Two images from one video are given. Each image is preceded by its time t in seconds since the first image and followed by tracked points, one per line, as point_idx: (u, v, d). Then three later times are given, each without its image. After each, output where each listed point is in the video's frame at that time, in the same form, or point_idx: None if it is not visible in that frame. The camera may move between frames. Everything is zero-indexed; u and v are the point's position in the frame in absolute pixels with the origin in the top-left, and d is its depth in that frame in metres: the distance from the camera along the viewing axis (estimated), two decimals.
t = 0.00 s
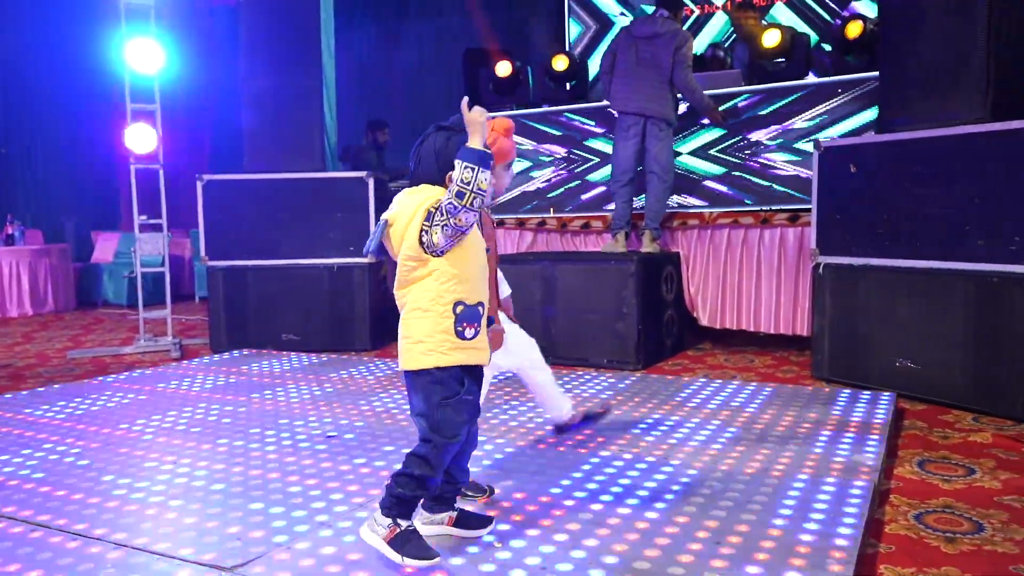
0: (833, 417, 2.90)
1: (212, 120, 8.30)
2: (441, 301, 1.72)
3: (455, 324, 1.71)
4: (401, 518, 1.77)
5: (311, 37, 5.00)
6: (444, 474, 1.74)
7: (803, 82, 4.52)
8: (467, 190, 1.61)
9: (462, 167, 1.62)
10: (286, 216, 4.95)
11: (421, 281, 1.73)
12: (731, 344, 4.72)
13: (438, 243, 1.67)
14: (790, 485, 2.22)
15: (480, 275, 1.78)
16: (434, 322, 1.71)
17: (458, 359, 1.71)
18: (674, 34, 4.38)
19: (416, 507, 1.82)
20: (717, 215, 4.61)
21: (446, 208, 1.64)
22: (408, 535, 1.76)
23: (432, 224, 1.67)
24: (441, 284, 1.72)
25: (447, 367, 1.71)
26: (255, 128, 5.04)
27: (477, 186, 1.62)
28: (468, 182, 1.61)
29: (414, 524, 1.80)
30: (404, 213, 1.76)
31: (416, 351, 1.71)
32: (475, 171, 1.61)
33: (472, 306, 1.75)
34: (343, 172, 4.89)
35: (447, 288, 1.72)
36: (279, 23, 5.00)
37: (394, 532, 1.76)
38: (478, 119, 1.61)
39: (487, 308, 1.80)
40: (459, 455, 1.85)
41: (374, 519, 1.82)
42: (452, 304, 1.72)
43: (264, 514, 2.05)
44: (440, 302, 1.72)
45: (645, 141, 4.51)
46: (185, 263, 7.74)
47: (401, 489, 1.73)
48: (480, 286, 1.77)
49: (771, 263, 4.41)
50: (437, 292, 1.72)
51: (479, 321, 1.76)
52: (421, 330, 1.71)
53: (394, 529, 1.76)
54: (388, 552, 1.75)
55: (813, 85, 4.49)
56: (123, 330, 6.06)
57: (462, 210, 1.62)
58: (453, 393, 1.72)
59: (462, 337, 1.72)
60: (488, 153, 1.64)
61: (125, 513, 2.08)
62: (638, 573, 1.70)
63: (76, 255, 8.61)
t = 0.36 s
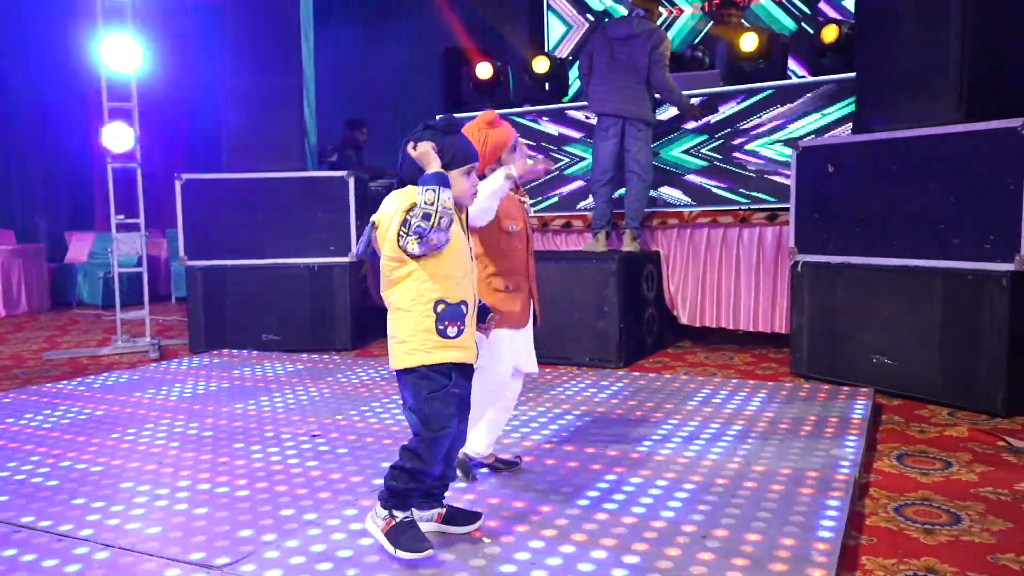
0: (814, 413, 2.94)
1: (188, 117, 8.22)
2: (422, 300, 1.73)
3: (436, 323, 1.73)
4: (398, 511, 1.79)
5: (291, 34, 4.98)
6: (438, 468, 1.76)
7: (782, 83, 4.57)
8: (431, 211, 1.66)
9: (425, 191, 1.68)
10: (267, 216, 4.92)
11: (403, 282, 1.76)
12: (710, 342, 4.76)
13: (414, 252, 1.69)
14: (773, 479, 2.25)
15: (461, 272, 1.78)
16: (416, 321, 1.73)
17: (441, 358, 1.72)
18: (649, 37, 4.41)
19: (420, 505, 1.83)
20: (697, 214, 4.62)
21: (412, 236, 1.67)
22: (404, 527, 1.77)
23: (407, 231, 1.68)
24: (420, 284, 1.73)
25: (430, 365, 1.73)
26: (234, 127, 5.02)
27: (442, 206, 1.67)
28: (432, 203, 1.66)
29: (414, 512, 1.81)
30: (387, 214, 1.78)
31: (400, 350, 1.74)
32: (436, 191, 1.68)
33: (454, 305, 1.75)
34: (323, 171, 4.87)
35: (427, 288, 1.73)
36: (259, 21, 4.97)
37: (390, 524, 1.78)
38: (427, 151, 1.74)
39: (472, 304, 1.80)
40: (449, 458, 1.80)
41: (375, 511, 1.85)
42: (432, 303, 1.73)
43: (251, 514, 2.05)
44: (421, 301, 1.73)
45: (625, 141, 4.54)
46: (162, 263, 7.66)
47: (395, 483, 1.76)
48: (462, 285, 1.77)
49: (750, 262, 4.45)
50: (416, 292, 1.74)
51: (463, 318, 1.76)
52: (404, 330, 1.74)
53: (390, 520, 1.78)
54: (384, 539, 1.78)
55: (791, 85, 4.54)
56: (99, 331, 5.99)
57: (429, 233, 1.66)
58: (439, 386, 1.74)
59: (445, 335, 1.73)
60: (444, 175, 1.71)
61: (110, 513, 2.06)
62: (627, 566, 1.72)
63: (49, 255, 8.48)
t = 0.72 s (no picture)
0: (797, 409, 2.97)
1: (165, 114, 8.12)
2: (406, 315, 1.70)
3: (423, 336, 1.69)
4: (404, 531, 1.68)
5: (272, 32, 4.95)
6: (439, 483, 1.69)
7: (763, 83, 4.61)
8: (415, 255, 1.57)
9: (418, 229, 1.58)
10: (248, 215, 4.89)
11: (387, 296, 1.72)
12: (691, 341, 4.80)
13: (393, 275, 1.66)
14: (759, 474, 2.28)
15: (450, 284, 1.73)
16: (403, 335, 1.69)
17: (430, 371, 1.68)
18: (628, 38, 4.41)
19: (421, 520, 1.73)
20: (678, 212, 4.65)
21: (395, 265, 1.62)
22: (413, 550, 1.65)
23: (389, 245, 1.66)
24: (404, 298, 1.70)
25: (420, 379, 1.68)
26: (214, 125, 4.98)
27: (428, 253, 1.57)
28: (419, 247, 1.57)
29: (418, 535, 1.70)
30: (375, 221, 1.75)
31: (390, 365, 1.71)
32: (429, 238, 1.56)
33: (443, 315, 1.71)
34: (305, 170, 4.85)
35: (410, 302, 1.70)
36: (239, 18, 4.94)
37: (399, 547, 1.67)
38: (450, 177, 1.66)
39: (462, 315, 1.75)
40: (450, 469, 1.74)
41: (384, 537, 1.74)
42: (418, 316, 1.69)
43: (240, 513, 2.04)
44: (407, 315, 1.70)
45: (606, 141, 4.55)
46: (139, 263, 7.59)
47: (397, 503, 1.68)
48: (449, 297, 1.73)
49: (731, 260, 4.49)
50: (401, 306, 1.70)
51: (453, 330, 1.72)
52: (392, 344, 1.71)
53: (399, 543, 1.68)
54: (394, 565, 1.66)
55: (772, 86, 4.59)
56: (77, 331, 5.92)
57: (407, 271, 1.60)
58: (434, 395, 1.69)
59: (434, 348, 1.69)
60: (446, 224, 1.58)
61: (97, 513, 2.04)
62: (618, 562, 1.73)
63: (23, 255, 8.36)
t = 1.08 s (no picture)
0: (791, 407, 3.00)
1: (154, 115, 8.07)
2: (412, 321, 1.67)
3: (430, 344, 1.66)
4: (411, 541, 1.67)
5: (262, 32, 4.94)
6: (441, 499, 1.68)
7: (755, 83, 4.63)
8: (416, 235, 1.56)
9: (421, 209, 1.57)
10: (240, 215, 4.87)
11: (390, 301, 1.69)
12: (684, 340, 4.81)
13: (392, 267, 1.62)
14: (754, 471, 2.29)
15: (453, 288, 1.71)
16: (409, 344, 1.66)
17: (438, 380, 1.65)
18: (621, 38, 4.44)
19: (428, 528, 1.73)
20: (670, 212, 4.66)
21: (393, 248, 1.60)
22: (421, 555, 1.66)
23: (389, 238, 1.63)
24: (408, 303, 1.67)
25: (427, 390, 1.66)
26: (205, 125, 4.97)
27: (430, 232, 1.57)
28: (420, 227, 1.56)
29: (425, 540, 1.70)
30: (375, 212, 1.73)
31: (394, 374, 1.68)
32: (432, 215, 1.56)
33: (449, 322, 1.69)
34: (297, 170, 4.84)
35: (415, 308, 1.67)
36: (229, 18, 4.92)
37: (404, 556, 1.67)
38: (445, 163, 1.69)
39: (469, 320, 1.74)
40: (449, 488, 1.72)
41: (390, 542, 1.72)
42: (424, 322, 1.67)
43: (239, 513, 2.04)
44: (411, 322, 1.67)
45: (599, 141, 4.56)
46: (128, 263, 7.55)
47: (401, 521, 1.67)
48: (454, 301, 1.71)
49: (722, 260, 4.50)
50: (406, 311, 1.67)
51: (459, 335, 1.70)
52: (398, 352, 1.67)
53: (406, 549, 1.67)
54: (400, 570, 1.66)
55: (764, 86, 4.61)
56: (66, 332, 5.89)
57: (408, 255, 1.58)
58: (435, 417, 1.67)
59: (441, 356, 1.67)
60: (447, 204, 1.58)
61: (95, 514, 2.04)
62: (618, 558, 1.74)
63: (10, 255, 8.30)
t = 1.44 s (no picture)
0: (791, 407, 3.01)
1: (151, 116, 8.06)
2: (428, 307, 1.66)
3: (446, 330, 1.65)
4: (417, 538, 1.67)
5: (262, 33, 4.95)
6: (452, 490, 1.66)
7: (753, 84, 4.65)
8: (439, 224, 1.56)
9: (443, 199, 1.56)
10: (238, 217, 4.88)
11: (407, 287, 1.69)
12: (682, 340, 4.83)
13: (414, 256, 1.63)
14: (757, 472, 2.30)
15: (472, 275, 1.70)
16: (425, 330, 1.65)
17: (452, 366, 1.64)
18: (620, 39, 4.44)
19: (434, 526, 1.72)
20: (669, 213, 4.68)
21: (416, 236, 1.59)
22: (426, 554, 1.66)
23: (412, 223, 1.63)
24: (426, 289, 1.66)
25: (442, 376, 1.64)
26: (203, 126, 4.97)
27: (452, 221, 1.56)
28: (444, 216, 1.56)
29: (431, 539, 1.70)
30: (394, 208, 1.74)
31: (409, 361, 1.67)
32: (453, 206, 1.56)
33: (465, 309, 1.68)
34: (296, 171, 4.84)
35: (433, 293, 1.66)
36: (228, 20, 4.93)
37: (410, 554, 1.67)
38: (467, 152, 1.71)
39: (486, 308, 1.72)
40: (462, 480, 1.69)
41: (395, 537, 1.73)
42: (441, 308, 1.66)
43: (244, 514, 2.05)
44: (428, 308, 1.66)
45: (599, 143, 4.57)
46: (126, 264, 7.54)
47: (411, 511, 1.65)
48: (473, 288, 1.70)
49: (721, 261, 4.51)
50: (424, 296, 1.66)
51: (476, 322, 1.68)
52: (415, 338, 1.66)
53: (410, 551, 1.67)
54: (405, 568, 1.67)
55: (763, 87, 4.62)
56: (64, 333, 5.87)
57: (430, 243, 1.58)
58: (450, 405, 1.65)
59: (457, 342, 1.65)
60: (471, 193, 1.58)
61: (100, 516, 2.05)
62: (623, 559, 1.75)
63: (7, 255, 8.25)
